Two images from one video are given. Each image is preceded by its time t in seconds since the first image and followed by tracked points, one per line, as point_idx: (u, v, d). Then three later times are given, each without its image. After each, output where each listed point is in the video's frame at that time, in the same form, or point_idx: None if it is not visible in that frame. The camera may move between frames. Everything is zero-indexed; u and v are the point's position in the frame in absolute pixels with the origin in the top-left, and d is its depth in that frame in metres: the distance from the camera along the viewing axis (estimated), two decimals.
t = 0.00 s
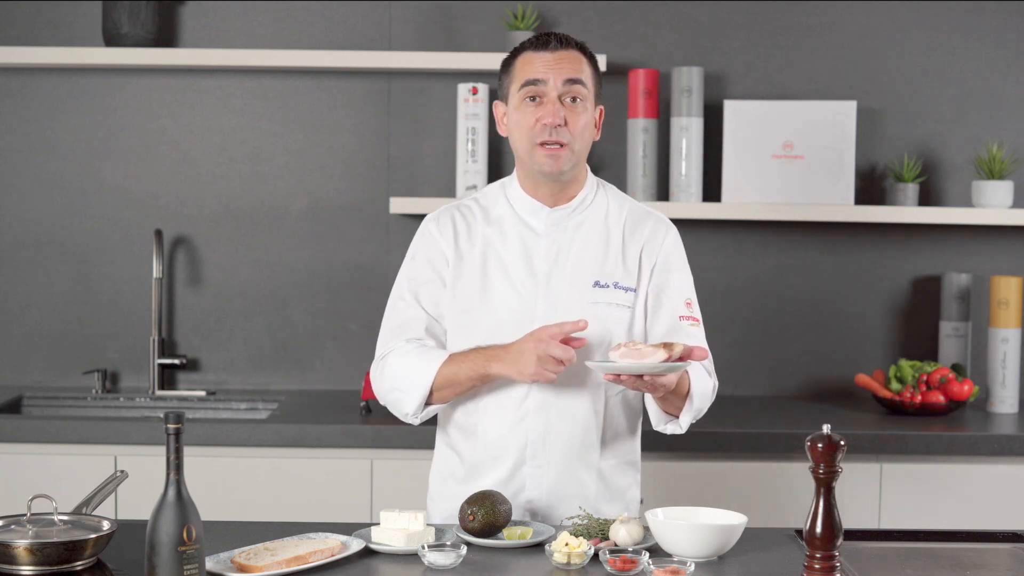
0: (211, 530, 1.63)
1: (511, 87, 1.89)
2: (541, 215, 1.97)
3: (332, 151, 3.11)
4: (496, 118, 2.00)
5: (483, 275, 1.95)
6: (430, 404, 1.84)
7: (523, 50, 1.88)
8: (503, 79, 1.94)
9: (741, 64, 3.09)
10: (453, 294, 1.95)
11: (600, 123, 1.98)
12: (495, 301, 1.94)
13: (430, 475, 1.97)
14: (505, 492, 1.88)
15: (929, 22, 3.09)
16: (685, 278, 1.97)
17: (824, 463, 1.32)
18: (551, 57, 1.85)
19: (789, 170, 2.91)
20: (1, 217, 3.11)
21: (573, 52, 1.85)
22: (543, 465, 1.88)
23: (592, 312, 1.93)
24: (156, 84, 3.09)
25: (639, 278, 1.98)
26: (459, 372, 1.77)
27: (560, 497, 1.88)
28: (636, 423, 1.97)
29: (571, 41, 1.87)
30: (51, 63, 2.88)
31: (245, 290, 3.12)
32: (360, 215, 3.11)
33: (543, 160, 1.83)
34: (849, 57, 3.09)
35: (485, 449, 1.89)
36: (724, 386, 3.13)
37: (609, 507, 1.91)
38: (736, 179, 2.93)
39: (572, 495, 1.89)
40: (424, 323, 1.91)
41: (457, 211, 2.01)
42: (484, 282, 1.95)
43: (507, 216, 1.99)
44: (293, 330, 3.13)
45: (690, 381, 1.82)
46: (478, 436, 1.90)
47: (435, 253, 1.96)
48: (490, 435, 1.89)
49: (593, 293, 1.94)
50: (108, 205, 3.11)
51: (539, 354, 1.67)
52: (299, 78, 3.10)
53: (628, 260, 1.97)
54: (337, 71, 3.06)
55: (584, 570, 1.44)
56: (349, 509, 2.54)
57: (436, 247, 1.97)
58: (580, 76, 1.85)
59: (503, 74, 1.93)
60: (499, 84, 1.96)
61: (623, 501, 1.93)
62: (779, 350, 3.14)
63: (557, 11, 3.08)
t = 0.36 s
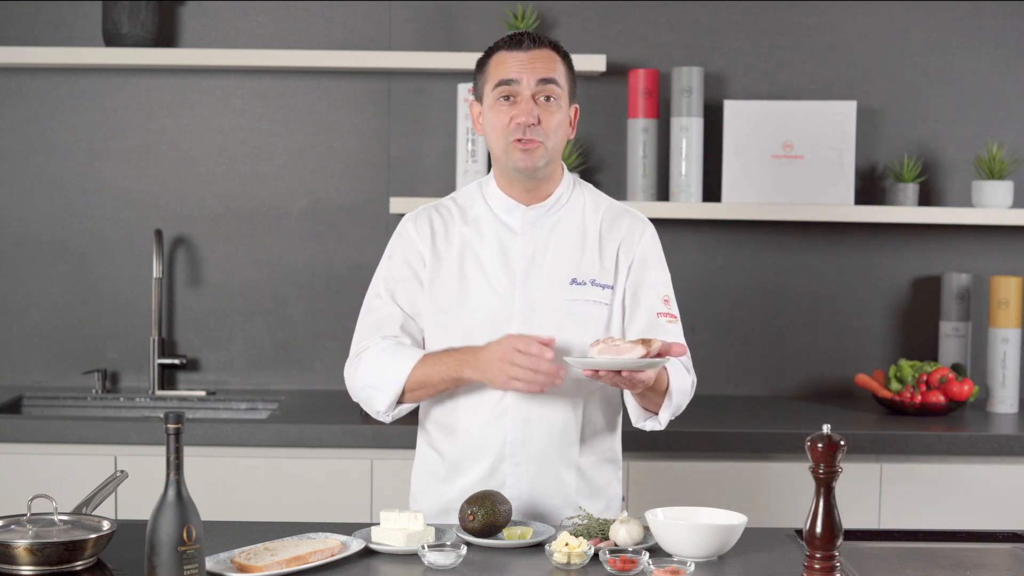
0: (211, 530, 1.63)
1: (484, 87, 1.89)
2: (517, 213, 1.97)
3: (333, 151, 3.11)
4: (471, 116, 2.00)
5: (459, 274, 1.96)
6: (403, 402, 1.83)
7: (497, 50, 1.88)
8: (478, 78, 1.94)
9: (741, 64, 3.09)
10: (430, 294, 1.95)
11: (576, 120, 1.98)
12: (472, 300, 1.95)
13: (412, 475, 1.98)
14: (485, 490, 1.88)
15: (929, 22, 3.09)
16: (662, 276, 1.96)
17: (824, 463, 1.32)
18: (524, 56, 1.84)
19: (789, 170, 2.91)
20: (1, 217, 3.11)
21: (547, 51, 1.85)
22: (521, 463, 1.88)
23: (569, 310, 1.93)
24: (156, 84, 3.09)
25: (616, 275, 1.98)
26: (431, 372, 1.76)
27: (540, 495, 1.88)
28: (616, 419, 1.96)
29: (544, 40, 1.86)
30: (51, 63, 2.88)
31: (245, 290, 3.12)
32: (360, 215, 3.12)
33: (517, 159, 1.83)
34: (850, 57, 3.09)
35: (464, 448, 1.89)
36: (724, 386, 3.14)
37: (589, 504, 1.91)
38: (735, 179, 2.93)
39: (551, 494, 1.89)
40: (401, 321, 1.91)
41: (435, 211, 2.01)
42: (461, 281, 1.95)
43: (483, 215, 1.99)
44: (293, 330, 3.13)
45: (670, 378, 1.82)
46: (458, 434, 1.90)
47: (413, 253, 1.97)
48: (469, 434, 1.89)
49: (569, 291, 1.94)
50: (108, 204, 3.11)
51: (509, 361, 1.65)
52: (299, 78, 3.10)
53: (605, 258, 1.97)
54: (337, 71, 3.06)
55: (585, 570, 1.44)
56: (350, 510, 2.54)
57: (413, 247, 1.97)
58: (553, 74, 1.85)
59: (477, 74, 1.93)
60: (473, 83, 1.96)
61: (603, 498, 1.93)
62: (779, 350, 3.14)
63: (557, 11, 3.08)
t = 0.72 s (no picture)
0: (211, 530, 1.63)
1: (470, 88, 1.89)
2: (505, 212, 1.97)
3: (333, 151, 3.11)
4: (458, 116, 2.00)
5: (448, 274, 1.96)
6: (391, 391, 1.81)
7: (482, 51, 1.87)
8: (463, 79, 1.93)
9: (741, 64, 3.09)
10: (418, 294, 1.95)
11: (562, 120, 1.98)
12: (460, 299, 1.95)
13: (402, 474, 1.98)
14: (475, 489, 1.89)
15: (929, 22, 3.09)
16: (650, 273, 1.95)
17: (824, 463, 1.32)
18: (509, 59, 1.84)
19: (789, 170, 2.91)
20: (1, 217, 3.11)
21: (532, 53, 1.85)
22: (511, 461, 1.88)
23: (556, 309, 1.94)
24: (156, 84, 3.09)
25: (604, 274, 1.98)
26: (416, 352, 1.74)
27: (529, 494, 1.89)
28: (606, 416, 1.96)
29: (530, 41, 1.86)
30: (51, 63, 2.88)
31: (245, 291, 3.12)
32: (360, 215, 3.12)
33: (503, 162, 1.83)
34: (850, 57, 3.09)
35: (452, 447, 1.89)
36: (724, 386, 3.14)
37: (579, 503, 1.91)
38: (735, 179, 2.92)
39: (540, 492, 1.89)
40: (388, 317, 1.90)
41: (423, 210, 2.01)
42: (449, 281, 1.96)
43: (471, 215, 1.99)
44: (293, 329, 3.13)
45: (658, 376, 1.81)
46: (446, 434, 1.90)
47: (401, 252, 1.96)
48: (457, 432, 1.89)
49: (558, 291, 1.95)
50: (108, 205, 3.11)
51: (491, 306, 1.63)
52: (299, 78, 3.10)
53: (592, 257, 1.97)
54: (338, 71, 3.06)
55: (584, 570, 1.44)
56: (350, 510, 2.54)
57: (401, 247, 1.97)
58: (539, 77, 1.84)
59: (463, 75, 1.93)
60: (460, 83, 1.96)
61: (593, 497, 1.92)
62: (779, 350, 3.14)
63: (557, 11, 3.08)
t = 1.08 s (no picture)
0: (211, 530, 1.63)
1: (466, 88, 1.89)
2: (501, 213, 1.97)
3: (333, 151, 3.11)
4: (455, 116, 2.00)
5: (444, 276, 1.96)
6: (384, 406, 1.84)
7: (479, 51, 1.88)
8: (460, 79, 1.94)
9: (741, 64, 3.09)
10: (414, 297, 1.96)
11: (559, 118, 1.98)
12: (456, 301, 1.94)
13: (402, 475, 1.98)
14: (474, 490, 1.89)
15: (929, 22, 3.09)
16: (647, 272, 1.95)
17: (824, 463, 1.32)
18: (504, 59, 1.84)
19: (789, 170, 2.91)
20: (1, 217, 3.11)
21: (528, 52, 1.85)
22: (509, 462, 1.88)
23: (553, 309, 1.93)
24: (156, 84, 3.09)
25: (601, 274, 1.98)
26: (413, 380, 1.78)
27: (528, 495, 1.88)
28: (604, 416, 1.96)
29: (525, 41, 1.86)
30: (51, 63, 2.88)
31: (245, 291, 3.12)
32: (360, 215, 3.12)
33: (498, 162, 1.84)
34: (850, 57, 3.09)
35: (451, 448, 1.89)
36: (724, 386, 3.14)
37: (577, 503, 1.91)
38: (735, 179, 2.92)
39: (539, 493, 1.89)
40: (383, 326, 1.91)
41: (419, 213, 2.01)
42: (445, 282, 1.95)
43: (467, 217, 1.99)
44: (293, 329, 3.13)
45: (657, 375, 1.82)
46: (444, 435, 1.90)
47: (397, 257, 1.97)
48: (456, 433, 1.89)
49: (555, 290, 1.94)
50: (108, 205, 3.11)
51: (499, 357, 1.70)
52: (299, 78, 3.10)
53: (589, 257, 1.97)
54: (338, 71, 3.06)
55: (584, 570, 1.44)
56: (350, 510, 2.54)
57: (397, 251, 1.97)
58: (535, 76, 1.84)
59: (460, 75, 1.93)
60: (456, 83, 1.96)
61: (591, 497, 1.92)
62: (779, 350, 3.14)
63: (557, 11, 3.08)
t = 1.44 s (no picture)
0: (211, 530, 1.63)
1: (462, 89, 1.89)
2: (499, 213, 1.97)
3: (333, 151, 3.11)
4: (451, 117, 2.00)
5: (443, 277, 1.96)
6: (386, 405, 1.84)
7: (474, 51, 1.88)
8: (456, 80, 1.94)
9: (741, 64, 3.09)
10: (413, 298, 1.96)
11: (555, 119, 1.98)
12: (454, 302, 1.95)
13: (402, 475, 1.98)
14: (473, 490, 1.89)
15: (929, 22, 3.09)
16: (647, 272, 1.96)
17: (824, 463, 1.32)
18: (500, 58, 1.84)
19: (789, 170, 2.91)
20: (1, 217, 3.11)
21: (524, 51, 1.85)
22: (509, 463, 1.88)
23: (552, 310, 1.93)
24: (157, 84, 3.09)
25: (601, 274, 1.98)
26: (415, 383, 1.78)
27: (527, 495, 1.89)
28: (604, 417, 1.96)
29: (521, 41, 1.86)
30: (51, 63, 2.88)
31: (245, 291, 3.12)
32: (360, 215, 3.12)
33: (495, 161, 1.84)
34: (850, 57, 3.09)
35: (450, 449, 1.90)
36: (724, 386, 3.14)
37: (577, 504, 1.91)
38: (735, 179, 2.92)
39: (539, 493, 1.89)
40: (381, 328, 1.91)
41: (417, 215, 2.02)
42: (443, 283, 1.96)
43: (466, 217, 1.99)
44: (293, 329, 3.13)
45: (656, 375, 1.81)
46: (444, 436, 1.90)
47: (395, 259, 1.97)
48: (455, 434, 1.89)
49: (553, 291, 1.94)
50: (108, 205, 3.11)
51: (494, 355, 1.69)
52: (299, 78, 3.10)
53: (588, 257, 1.97)
54: (338, 71, 3.06)
55: (584, 569, 1.44)
56: (350, 510, 2.54)
57: (395, 252, 1.97)
58: (530, 76, 1.85)
59: (455, 76, 1.93)
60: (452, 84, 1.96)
61: (592, 499, 1.92)
62: (779, 350, 3.14)
63: (557, 11, 3.08)
